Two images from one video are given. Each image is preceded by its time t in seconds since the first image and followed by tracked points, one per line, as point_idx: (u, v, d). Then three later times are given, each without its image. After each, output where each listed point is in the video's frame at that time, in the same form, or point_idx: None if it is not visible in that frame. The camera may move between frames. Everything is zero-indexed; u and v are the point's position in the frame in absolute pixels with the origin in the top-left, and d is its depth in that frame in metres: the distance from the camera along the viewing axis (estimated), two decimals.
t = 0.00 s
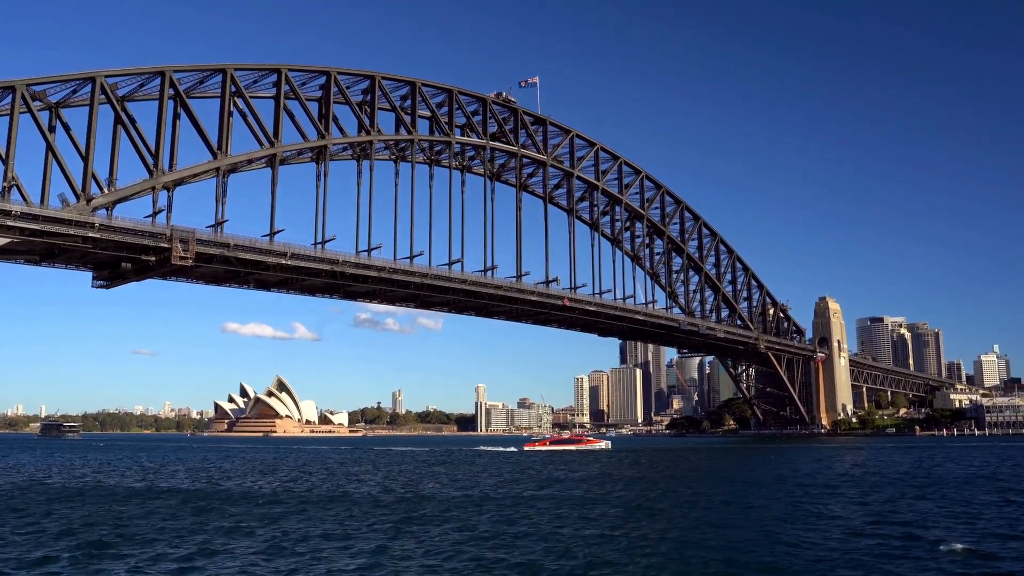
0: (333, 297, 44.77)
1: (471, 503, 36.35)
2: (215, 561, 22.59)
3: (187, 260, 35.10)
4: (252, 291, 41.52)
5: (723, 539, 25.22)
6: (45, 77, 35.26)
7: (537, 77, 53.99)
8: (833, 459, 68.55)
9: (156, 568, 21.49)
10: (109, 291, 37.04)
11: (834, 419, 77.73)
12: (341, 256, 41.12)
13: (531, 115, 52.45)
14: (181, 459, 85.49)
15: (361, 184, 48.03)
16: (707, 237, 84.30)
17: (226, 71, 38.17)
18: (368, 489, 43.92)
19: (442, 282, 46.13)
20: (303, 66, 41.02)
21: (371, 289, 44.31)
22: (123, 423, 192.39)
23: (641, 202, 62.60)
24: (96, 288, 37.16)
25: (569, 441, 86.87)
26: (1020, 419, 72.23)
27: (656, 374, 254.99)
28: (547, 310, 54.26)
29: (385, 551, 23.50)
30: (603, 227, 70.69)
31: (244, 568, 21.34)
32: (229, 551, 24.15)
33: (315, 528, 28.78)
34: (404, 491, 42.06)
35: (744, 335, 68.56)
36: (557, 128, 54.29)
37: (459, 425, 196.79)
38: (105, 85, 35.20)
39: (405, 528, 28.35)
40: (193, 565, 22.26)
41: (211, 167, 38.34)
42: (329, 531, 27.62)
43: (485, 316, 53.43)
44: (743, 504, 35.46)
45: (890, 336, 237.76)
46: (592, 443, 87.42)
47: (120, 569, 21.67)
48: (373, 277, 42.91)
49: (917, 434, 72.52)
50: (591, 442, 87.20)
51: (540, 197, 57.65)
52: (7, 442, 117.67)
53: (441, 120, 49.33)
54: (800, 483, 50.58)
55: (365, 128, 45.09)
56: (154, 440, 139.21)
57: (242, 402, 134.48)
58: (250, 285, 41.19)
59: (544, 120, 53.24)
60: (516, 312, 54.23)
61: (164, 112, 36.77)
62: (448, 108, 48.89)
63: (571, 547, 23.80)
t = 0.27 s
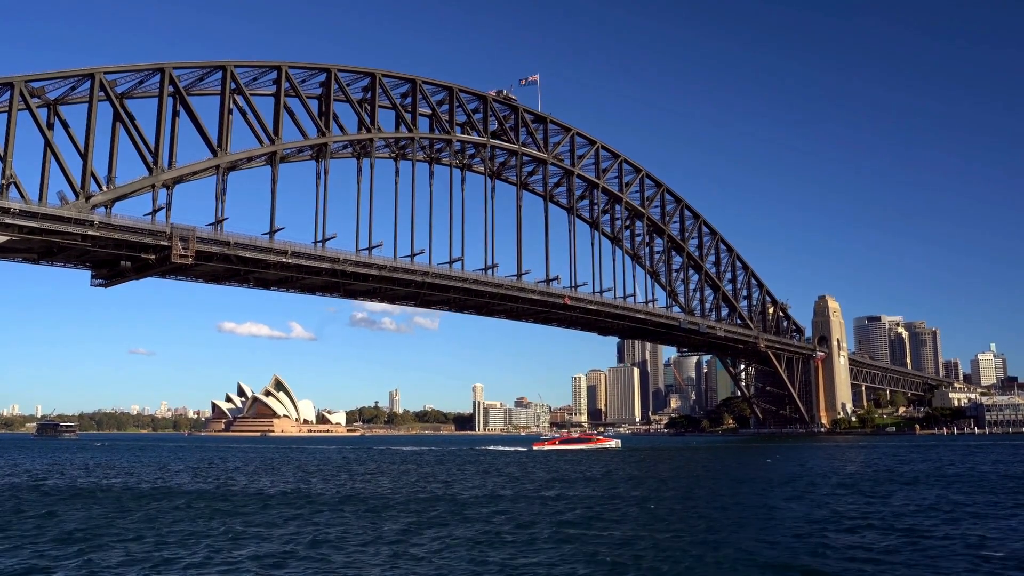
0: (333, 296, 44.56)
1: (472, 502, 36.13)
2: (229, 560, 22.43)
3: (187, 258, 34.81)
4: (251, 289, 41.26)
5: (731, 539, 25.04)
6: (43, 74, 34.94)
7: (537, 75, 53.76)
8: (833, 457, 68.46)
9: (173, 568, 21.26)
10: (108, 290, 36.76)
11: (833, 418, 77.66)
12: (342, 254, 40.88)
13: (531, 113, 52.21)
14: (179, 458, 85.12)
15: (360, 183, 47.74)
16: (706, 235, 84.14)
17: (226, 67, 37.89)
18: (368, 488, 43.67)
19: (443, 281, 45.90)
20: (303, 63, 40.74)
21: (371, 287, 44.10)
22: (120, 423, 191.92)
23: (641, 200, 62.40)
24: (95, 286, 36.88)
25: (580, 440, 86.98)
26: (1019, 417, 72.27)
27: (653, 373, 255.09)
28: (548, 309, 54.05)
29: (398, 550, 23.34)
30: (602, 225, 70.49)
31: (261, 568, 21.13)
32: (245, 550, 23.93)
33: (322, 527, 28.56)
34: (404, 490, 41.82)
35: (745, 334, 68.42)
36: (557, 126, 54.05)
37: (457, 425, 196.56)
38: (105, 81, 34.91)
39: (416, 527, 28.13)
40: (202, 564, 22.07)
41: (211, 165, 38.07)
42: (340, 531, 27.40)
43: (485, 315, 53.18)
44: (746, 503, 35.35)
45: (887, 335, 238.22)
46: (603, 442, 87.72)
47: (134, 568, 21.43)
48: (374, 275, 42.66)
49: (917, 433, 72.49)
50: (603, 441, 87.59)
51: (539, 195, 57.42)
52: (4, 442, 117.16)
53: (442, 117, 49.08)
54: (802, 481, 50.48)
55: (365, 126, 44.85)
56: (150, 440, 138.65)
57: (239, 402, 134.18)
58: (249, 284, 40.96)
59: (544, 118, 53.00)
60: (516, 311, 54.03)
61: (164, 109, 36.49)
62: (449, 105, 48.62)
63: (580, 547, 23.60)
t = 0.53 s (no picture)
0: (333, 295, 44.36)
1: (473, 501, 35.95)
2: (248, 562, 21.88)
3: (187, 256, 34.58)
4: (251, 288, 41.03)
5: (738, 537, 24.89)
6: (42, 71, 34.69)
7: (537, 73, 53.57)
8: (833, 456, 68.41)
9: (177, 568, 21.13)
10: (107, 288, 36.53)
11: (833, 417, 77.61)
12: (342, 253, 40.68)
13: (531, 111, 52.02)
14: (177, 458, 84.81)
15: (360, 181, 47.52)
16: (705, 234, 84.01)
17: (226, 64, 37.66)
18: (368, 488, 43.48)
19: (444, 280, 45.73)
20: (304, 61, 40.51)
21: (371, 286, 43.90)
22: (117, 423, 191.30)
23: (641, 199, 62.28)
24: (94, 285, 36.66)
25: (589, 438, 86.39)
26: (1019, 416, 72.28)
27: (651, 372, 254.97)
28: (548, 308, 53.87)
29: (418, 550, 22.84)
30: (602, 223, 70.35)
31: (267, 566, 21.02)
32: (265, 551, 23.29)
33: (328, 526, 28.40)
34: (405, 490, 41.63)
35: (745, 333, 68.34)
36: (557, 124, 53.87)
37: (455, 424, 196.27)
38: (104, 78, 34.66)
39: (430, 526, 27.72)
40: (206, 562, 21.96)
41: (211, 163, 37.85)
42: (347, 530, 27.25)
43: (484, 313, 52.98)
44: (750, 501, 35.23)
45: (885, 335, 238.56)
46: (613, 440, 87.06)
47: (143, 569, 21.26)
48: (374, 274, 42.45)
49: (916, 432, 72.46)
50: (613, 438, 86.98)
51: (539, 194, 57.24)
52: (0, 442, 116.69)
53: (442, 115, 48.88)
54: (803, 480, 50.37)
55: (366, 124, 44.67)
56: (147, 440, 138.23)
57: (236, 401, 133.77)
58: (249, 283, 40.74)
59: (544, 117, 52.81)
60: (516, 310, 53.85)
61: (163, 106, 36.27)
62: (449, 103, 48.42)
63: (589, 546, 23.38)
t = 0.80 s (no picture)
0: (333, 294, 44.12)
1: (476, 500, 35.75)
2: (253, 559, 21.74)
3: (187, 254, 34.34)
4: (251, 287, 40.79)
5: (746, 536, 24.73)
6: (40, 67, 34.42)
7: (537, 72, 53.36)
8: (833, 456, 68.34)
9: (183, 565, 21.00)
10: (106, 287, 36.27)
11: (832, 417, 77.55)
12: (343, 252, 40.45)
13: (531, 109, 51.80)
14: (174, 458, 84.45)
15: (360, 180, 47.27)
16: (705, 233, 83.89)
17: (227, 62, 37.41)
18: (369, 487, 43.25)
19: (444, 279, 45.52)
20: (304, 58, 40.26)
21: (372, 285, 43.68)
22: (113, 423, 190.78)
23: (641, 198, 62.12)
24: (93, 284, 36.38)
25: (599, 438, 85.27)
26: (1019, 416, 72.30)
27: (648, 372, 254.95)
28: (549, 307, 53.68)
29: (432, 548, 22.57)
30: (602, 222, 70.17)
31: (273, 563, 20.89)
32: (280, 548, 23.10)
33: (331, 525, 28.24)
34: (406, 489, 41.41)
35: (745, 333, 68.23)
36: (558, 123, 53.67)
37: (452, 424, 196.01)
38: (103, 75, 34.40)
39: (443, 524, 27.42)
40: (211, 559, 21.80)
41: (211, 161, 37.61)
42: (351, 528, 27.12)
43: (484, 313, 52.76)
44: (754, 498, 35.11)
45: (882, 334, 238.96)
46: (624, 439, 85.84)
47: (148, 566, 21.13)
48: (375, 272, 42.23)
49: (916, 431, 72.42)
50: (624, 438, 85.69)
51: (539, 193, 57.02)
52: None
53: (442, 113, 48.64)
54: (805, 479, 50.26)
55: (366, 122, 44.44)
56: (143, 440, 137.79)
57: (233, 401, 133.40)
58: (249, 282, 40.51)
59: (545, 115, 52.60)
60: (516, 309, 53.65)
61: (163, 103, 36.03)
62: (449, 101, 48.19)
63: (597, 544, 23.21)
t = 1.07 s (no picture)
0: (333, 294, 43.89)
1: (478, 501, 35.57)
2: (257, 563, 21.59)
3: (187, 254, 34.11)
4: (251, 287, 40.56)
5: (753, 538, 24.56)
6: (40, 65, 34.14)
7: (538, 71, 53.17)
8: (833, 456, 68.28)
9: (187, 569, 20.88)
10: (105, 287, 36.00)
11: (831, 418, 77.51)
12: (344, 251, 40.25)
13: (532, 109, 51.60)
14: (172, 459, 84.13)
15: (360, 179, 47.06)
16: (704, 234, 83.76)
17: (227, 60, 37.17)
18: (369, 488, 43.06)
19: (446, 279, 45.32)
20: (305, 57, 40.01)
21: (373, 285, 43.48)
22: (109, 423, 190.26)
23: (641, 198, 61.96)
24: (92, 283, 36.11)
25: (607, 440, 84.91)
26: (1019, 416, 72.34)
27: (646, 372, 254.87)
28: (550, 307, 53.50)
29: (441, 553, 22.42)
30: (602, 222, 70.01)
31: (279, 567, 20.77)
32: (289, 552, 23.04)
33: (334, 527, 28.11)
34: (407, 490, 41.24)
35: (745, 334, 68.11)
36: (558, 122, 53.47)
37: (450, 424, 195.81)
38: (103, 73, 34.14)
39: (453, 529, 27.19)
40: (215, 564, 21.65)
41: (211, 160, 37.37)
42: (355, 531, 26.99)
43: (485, 313, 52.57)
44: (758, 499, 34.99)
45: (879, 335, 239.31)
46: (632, 440, 85.48)
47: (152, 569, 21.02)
48: (376, 272, 42.02)
49: (916, 432, 72.41)
50: (632, 439, 85.33)
51: (539, 193, 56.81)
52: None
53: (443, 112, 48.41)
54: (806, 479, 50.19)
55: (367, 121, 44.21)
56: (140, 440, 137.41)
57: (230, 402, 133.07)
58: (248, 282, 40.27)
59: (546, 115, 52.40)
60: (516, 309, 53.46)
61: (163, 102, 35.79)
62: (450, 101, 47.97)
63: (604, 548, 23.04)
